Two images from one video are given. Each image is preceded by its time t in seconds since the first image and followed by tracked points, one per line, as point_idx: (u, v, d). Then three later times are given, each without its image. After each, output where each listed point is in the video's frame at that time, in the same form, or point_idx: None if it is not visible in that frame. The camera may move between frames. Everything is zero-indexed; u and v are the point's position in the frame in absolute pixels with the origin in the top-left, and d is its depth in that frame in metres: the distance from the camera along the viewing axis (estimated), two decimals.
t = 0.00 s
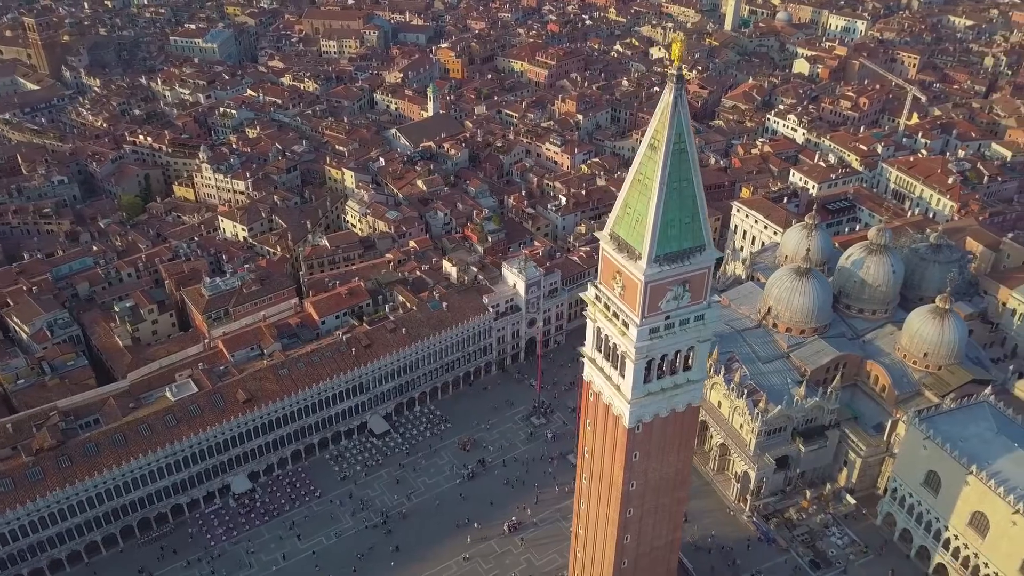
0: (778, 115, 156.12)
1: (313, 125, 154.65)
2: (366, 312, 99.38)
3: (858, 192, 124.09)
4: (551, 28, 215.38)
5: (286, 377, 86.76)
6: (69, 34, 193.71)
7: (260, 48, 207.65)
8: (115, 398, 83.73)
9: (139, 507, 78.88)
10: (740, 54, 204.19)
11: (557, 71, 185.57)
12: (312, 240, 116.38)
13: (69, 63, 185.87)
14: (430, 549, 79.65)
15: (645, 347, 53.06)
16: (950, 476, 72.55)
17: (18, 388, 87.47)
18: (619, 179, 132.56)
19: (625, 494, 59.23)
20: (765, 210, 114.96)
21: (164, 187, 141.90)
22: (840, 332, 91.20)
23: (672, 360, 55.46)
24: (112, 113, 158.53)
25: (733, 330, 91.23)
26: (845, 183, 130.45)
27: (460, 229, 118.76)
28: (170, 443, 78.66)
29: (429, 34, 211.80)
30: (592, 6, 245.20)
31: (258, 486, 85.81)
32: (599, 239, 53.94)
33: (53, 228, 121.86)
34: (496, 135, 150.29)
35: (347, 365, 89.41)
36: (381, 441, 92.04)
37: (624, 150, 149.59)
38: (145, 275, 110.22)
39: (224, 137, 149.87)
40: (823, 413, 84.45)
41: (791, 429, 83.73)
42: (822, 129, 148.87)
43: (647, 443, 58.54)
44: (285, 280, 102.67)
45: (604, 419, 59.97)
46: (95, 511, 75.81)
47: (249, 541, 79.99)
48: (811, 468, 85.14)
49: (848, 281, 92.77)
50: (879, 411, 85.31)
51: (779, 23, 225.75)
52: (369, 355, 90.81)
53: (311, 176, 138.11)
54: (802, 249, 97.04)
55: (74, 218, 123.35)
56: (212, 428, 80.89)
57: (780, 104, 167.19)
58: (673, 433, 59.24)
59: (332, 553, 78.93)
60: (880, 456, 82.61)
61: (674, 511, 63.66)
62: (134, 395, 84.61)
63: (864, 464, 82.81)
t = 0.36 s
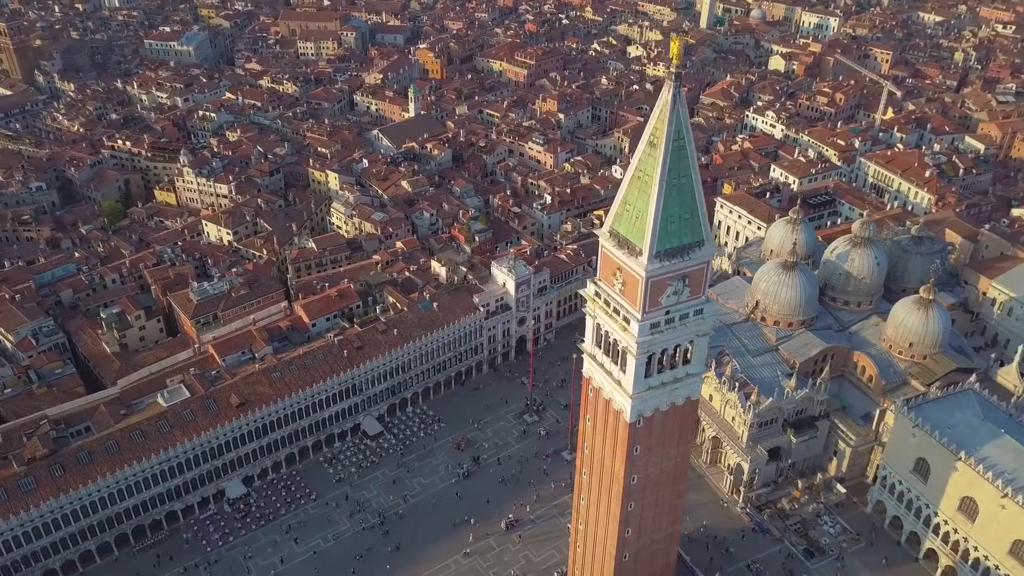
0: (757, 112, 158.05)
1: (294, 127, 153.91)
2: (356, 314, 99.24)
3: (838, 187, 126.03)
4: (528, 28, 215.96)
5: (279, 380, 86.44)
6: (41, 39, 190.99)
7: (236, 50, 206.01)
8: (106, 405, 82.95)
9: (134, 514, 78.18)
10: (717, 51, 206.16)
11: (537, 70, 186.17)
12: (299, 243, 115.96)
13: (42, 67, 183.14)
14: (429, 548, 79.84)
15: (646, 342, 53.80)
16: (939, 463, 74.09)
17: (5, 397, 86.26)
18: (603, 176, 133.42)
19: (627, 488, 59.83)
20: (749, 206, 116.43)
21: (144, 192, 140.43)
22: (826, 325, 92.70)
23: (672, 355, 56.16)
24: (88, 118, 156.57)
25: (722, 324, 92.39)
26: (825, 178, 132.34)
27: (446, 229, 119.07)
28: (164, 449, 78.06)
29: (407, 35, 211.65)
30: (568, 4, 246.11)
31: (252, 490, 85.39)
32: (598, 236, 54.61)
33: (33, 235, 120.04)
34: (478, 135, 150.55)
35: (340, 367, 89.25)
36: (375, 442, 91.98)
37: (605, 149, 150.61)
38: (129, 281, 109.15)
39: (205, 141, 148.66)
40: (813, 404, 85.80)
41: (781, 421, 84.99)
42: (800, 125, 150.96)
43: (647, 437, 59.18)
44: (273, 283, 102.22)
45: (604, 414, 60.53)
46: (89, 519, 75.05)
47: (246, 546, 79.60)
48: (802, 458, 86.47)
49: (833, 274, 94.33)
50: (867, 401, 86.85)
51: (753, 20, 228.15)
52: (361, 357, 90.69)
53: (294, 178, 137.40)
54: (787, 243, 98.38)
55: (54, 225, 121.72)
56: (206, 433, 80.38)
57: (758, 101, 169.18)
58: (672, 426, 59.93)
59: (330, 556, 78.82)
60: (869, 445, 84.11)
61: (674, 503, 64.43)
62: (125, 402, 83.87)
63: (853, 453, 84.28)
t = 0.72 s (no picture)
0: (735, 109, 159.88)
1: (274, 130, 153.05)
2: (346, 316, 99.10)
3: (818, 181, 127.91)
4: (505, 28, 216.38)
5: (272, 384, 86.05)
6: (12, 44, 187.93)
7: (211, 53, 204.21)
8: (97, 413, 82.08)
9: (129, 522, 77.50)
10: (693, 49, 207.95)
11: (516, 70, 186.61)
12: (285, 246, 115.43)
13: (14, 72, 180.22)
14: (427, 548, 80.03)
15: (647, 337, 54.45)
16: (928, 450, 75.69)
17: None
18: (586, 175, 134.26)
19: (628, 482, 60.49)
20: (732, 202, 117.89)
21: (124, 198, 138.87)
22: (813, 317, 94.16)
23: (671, 350, 56.90)
24: (64, 123, 154.41)
25: (711, 319, 93.51)
26: (805, 172, 134.28)
27: (433, 229, 119.28)
28: (158, 456, 77.41)
29: (385, 36, 211.18)
30: (544, 4, 246.75)
31: (247, 495, 84.96)
32: (597, 233, 55.19)
33: (13, 242, 118.19)
34: (460, 135, 150.74)
35: (333, 369, 89.02)
36: (369, 444, 91.89)
37: (587, 147, 151.47)
38: (113, 288, 107.93)
39: (184, 145, 147.32)
40: (802, 395, 87.16)
41: (772, 413, 86.20)
42: (778, 121, 152.93)
43: (647, 431, 59.85)
44: (262, 287, 101.70)
45: (604, 410, 61.10)
46: (84, 528, 74.27)
47: (243, 551, 79.23)
48: (792, 450, 87.78)
49: (818, 267, 95.89)
50: (855, 391, 88.41)
51: (728, 18, 230.43)
52: (353, 359, 90.54)
53: (277, 181, 136.67)
54: (773, 238, 99.78)
55: (33, 232, 119.96)
56: (200, 439, 79.85)
57: (736, 98, 171.05)
58: (672, 420, 60.65)
59: (328, 558, 78.72)
60: (858, 434, 85.60)
61: (673, 496, 65.20)
62: (116, 410, 83.08)
63: (843, 443, 85.71)
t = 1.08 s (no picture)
0: (715, 106, 161.61)
1: (255, 132, 152.14)
2: (337, 319, 98.82)
3: (799, 177, 129.72)
4: (484, 28, 216.64)
5: (266, 388, 85.64)
6: None
7: (187, 56, 202.13)
8: (89, 421, 81.26)
9: (124, 530, 76.82)
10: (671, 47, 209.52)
11: (496, 70, 186.93)
12: (271, 249, 114.91)
13: None
14: (426, 548, 80.14)
15: (648, 333, 55.06)
16: (917, 438, 77.21)
17: None
18: (571, 174, 135.02)
19: (629, 476, 61.10)
20: (716, 199, 119.24)
21: (104, 204, 137.29)
22: (800, 310, 95.58)
23: (671, 345, 57.53)
24: (40, 129, 152.27)
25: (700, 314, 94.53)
26: (786, 168, 136.13)
27: (420, 230, 119.42)
28: (153, 462, 76.80)
29: (363, 37, 210.61)
30: (521, 3, 247.19)
31: (242, 500, 84.52)
32: (597, 230, 55.80)
33: None
34: (443, 135, 150.79)
35: (326, 372, 88.79)
36: (363, 445, 91.81)
37: (569, 146, 152.18)
38: (99, 294, 106.74)
39: (164, 149, 145.97)
40: (792, 388, 88.45)
41: (763, 406, 87.36)
42: (758, 118, 154.68)
43: (648, 425, 60.51)
44: (251, 291, 101.17)
45: (605, 405, 61.64)
46: (80, 537, 73.56)
47: (240, 555, 78.85)
48: (783, 441, 89.03)
49: (804, 261, 97.37)
50: (843, 382, 89.91)
51: (704, 16, 232.55)
52: (347, 361, 90.35)
53: (260, 184, 135.88)
54: (759, 233, 101.06)
55: (14, 239, 118.23)
56: (195, 444, 79.31)
57: (715, 95, 172.79)
58: (672, 414, 61.35)
59: (328, 561, 78.61)
60: (847, 424, 87.06)
61: (673, 489, 65.94)
62: (108, 417, 82.33)
63: (832, 434, 87.11)
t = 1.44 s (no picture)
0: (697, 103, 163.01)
1: (238, 135, 151.20)
2: (329, 321, 98.62)
3: (782, 172, 131.43)
4: (463, 28, 216.66)
5: (261, 392, 85.30)
6: None
7: (165, 59, 200.19)
8: (83, 428, 80.55)
9: (121, 537, 76.23)
10: (650, 46, 210.87)
11: (477, 70, 187.15)
12: (260, 252, 114.39)
13: None
14: (426, 548, 80.28)
15: (651, 328, 55.66)
16: (908, 427, 78.69)
17: None
18: (556, 172, 135.64)
19: (632, 470, 61.70)
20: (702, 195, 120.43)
21: (85, 210, 135.72)
22: (789, 304, 96.91)
23: (672, 339, 58.22)
24: (18, 134, 150.14)
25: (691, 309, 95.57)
26: (768, 164, 137.80)
27: (408, 231, 119.49)
28: (150, 468, 76.27)
29: (342, 38, 209.93)
30: (500, 3, 247.35)
31: (239, 504, 84.15)
32: (598, 227, 56.39)
33: None
34: (427, 136, 150.77)
35: (321, 374, 88.62)
36: (358, 447, 91.76)
37: (554, 145, 152.87)
38: (85, 300, 105.54)
39: (146, 153, 144.59)
40: (784, 380, 89.73)
41: (756, 399, 88.54)
42: (739, 115, 156.36)
43: (650, 419, 61.16)
44: (241, 295, 100.66)
45: (606, 400, 62.18)
46: (77, 545, 72.92)
47: (240, 559, 78.54)
48: (776, 433, 90.26)
49: (792, 255, 98.80)
50: (833, 374, 91.27)
51: (681, 14, 234.30)
52: (341, 363, 90.23)
53: (245, 187, 135.08)
54: (746, 228, 102.31)
55: None
56: (192, 449, 78.86)
57: (696, 92, 174.33)
58: (672, 407, 62.06)
59: (328, 563, 78.55)
60: (838, 416, 88.43)
61: (673, 483, 66.66)
62: (102, 424, 81.67)
63: (824, 425, 88.43)
